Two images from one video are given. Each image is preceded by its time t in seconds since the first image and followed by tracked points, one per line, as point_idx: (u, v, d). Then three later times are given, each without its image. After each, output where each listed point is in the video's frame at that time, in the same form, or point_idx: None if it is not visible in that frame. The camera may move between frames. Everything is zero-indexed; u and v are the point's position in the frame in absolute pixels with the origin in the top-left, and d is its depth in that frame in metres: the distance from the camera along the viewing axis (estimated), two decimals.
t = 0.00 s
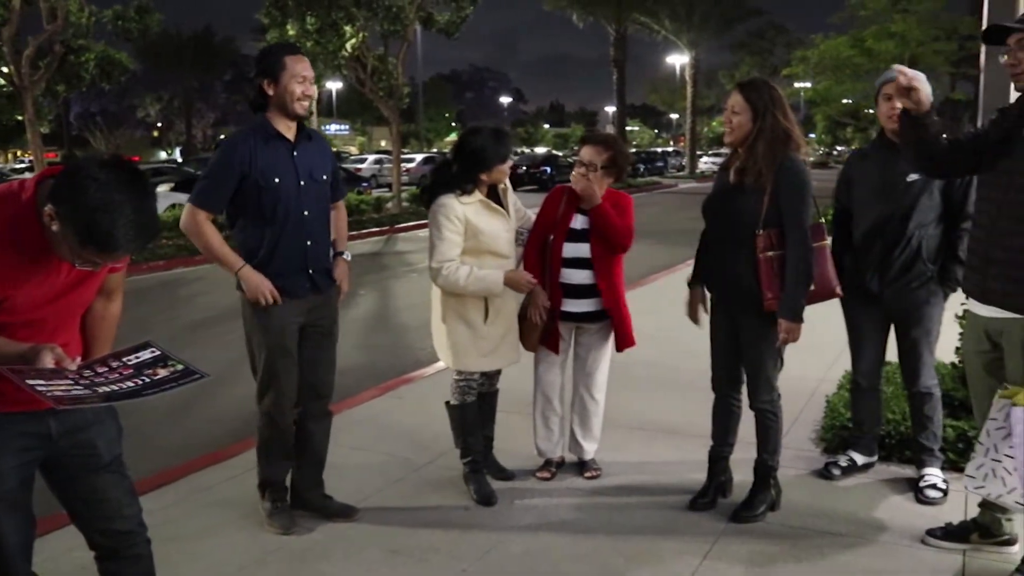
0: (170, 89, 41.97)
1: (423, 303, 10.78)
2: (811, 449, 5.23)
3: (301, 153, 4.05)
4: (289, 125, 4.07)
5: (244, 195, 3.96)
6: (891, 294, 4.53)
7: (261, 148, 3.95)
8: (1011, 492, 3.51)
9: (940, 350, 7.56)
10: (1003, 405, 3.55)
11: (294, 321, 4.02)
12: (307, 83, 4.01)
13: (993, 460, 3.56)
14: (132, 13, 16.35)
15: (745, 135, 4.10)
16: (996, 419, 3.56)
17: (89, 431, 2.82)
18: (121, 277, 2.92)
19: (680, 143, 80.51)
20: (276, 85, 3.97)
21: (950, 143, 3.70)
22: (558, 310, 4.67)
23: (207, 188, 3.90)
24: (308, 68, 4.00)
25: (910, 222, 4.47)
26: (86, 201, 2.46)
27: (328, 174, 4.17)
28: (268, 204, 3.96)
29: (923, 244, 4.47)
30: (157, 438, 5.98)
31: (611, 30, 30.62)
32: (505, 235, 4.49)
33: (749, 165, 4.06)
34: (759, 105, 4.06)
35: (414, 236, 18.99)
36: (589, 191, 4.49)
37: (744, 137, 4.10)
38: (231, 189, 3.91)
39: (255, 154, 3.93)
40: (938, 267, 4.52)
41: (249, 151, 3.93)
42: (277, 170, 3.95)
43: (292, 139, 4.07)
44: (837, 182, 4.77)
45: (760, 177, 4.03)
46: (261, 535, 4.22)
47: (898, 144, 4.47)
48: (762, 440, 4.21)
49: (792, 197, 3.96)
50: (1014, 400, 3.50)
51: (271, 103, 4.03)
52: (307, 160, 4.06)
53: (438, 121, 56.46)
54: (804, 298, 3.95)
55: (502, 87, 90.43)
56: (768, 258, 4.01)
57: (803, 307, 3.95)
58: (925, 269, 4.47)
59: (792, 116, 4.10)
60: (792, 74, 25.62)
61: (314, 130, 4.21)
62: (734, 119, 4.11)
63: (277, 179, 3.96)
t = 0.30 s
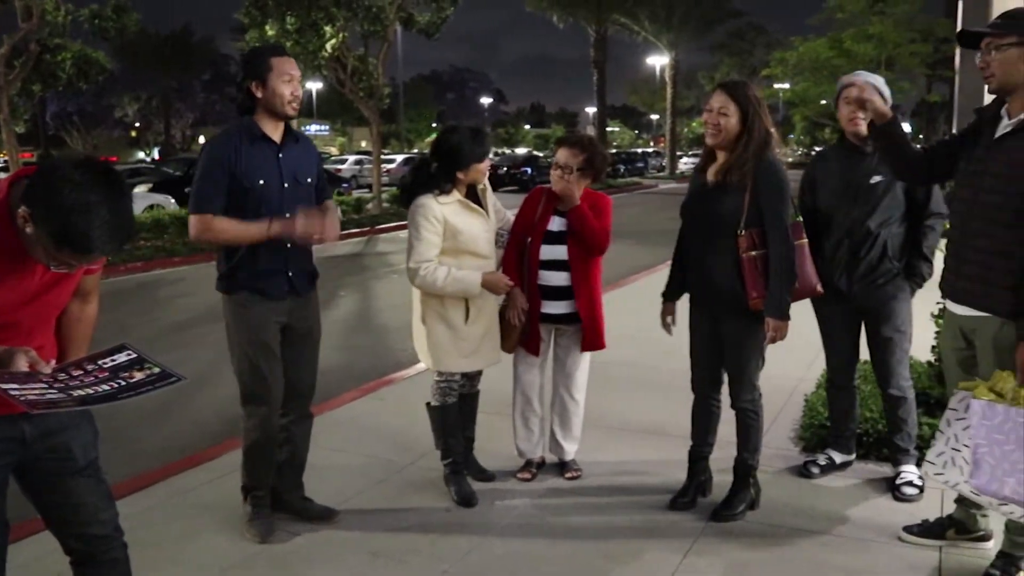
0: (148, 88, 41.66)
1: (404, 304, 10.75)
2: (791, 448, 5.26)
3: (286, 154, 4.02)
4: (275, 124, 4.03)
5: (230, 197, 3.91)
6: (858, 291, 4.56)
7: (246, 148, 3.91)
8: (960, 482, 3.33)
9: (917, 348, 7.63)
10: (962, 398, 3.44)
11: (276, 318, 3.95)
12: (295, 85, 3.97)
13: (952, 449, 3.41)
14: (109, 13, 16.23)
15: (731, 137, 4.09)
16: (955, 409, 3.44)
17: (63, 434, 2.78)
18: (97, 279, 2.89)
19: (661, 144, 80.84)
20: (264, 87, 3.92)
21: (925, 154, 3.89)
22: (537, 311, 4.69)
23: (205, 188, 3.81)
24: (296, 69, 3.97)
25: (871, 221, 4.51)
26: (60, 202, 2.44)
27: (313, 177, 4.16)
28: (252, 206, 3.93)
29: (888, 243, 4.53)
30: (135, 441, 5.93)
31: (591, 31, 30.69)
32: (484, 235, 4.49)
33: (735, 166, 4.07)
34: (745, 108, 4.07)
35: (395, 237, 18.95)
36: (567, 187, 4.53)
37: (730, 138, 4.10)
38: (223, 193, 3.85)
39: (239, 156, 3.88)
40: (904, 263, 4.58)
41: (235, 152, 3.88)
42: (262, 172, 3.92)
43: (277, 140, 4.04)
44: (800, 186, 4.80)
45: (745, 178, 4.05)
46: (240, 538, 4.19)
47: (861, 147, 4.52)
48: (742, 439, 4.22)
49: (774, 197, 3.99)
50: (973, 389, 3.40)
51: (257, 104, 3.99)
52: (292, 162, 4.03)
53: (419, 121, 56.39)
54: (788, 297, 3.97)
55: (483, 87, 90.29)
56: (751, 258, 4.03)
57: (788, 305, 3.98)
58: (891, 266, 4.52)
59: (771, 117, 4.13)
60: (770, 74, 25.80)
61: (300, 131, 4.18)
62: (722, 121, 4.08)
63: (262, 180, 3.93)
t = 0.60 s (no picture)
0: (129, 89, 41.40)
1: (388, 305, 10.73)
2: (773, 446, 5.28)
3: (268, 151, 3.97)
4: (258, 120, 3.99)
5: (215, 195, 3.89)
6: (836, 290, 4.60)
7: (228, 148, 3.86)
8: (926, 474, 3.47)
9: (898, 347, 7.68)
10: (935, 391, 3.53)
11: (260, 321, 3.92)
12: (275, 85, 3.88)
13: (925, 442, 3.51)
14: (89, 12, 16.14)
15: (710, 136, 4.11)
16: (928, 403, 3.50)
17: (43, 437, 2.76)
18: (76, 280, 2.87)
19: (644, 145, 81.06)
20: (244, 88, 3.86)
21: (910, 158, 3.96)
22: (518, 313, 4.71)
23: (213, 179, 3.79)
24: (276, 69, 3.88)
25: (848, 221, 4.54)
26: (37, 204, 2.42)
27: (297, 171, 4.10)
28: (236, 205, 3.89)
29: (865, 242, 4.54)
30: (117, 444, 5.90)
31: (574, 32, 30.73)
32: (468, 233, 4.50)
33: (716, 165, 4.09)
34: (723, 107, 4.09)
35: (378, 238, 18.91)
36: (551, 186, 4.52)
37: (709, 137, 4.12)
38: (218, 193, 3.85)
39: (221, 151, 3.84)
40: (882, 263, 4.60)
41: (217, 148, 3.84)
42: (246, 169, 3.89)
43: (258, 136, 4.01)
44: (782, 188, 4.83)
45: (727, 177, 4.06)
46: (222, 542, 4.17)
47: (838, 146, 4.58)
48: (724, 439, 4.24)
49: (756, 195, 4.01)
50: (946, 384, 3.47)
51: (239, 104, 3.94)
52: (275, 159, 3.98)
53: (403, 122, 56.30)
54: (772, 295, 3.99)
55: (467, 88, 90.25)
56: (736, 257, 4.04)
57: (774, 303, 4.00)
58: (869, 265, 4.54)
59: (750, 116, 4.15)
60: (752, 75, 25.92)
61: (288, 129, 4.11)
62: (698, 121, 4.11)
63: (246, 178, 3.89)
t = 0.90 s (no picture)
0: (113, 90, 41.19)
1: (374, 306, 10.71)
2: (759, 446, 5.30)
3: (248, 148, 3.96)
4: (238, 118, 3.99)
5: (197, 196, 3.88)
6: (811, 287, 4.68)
7: (210, 146, 3.85)
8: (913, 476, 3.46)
9: (882, 347, 7.73)
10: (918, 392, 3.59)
11: (244, 325, 3.90)
12: (254, 80, 3.89)
13: (910, 442, 3.50)
14: (72, 13, 16.09)
15: (692, 137, 4.13)
16: (912, 404, 3.55)
17: (24, 441, 2.74)
18: (58, 282, 2.85)
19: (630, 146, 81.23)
20: (223, 85, 3.87)
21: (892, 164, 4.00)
22: (500, 316, 4.74)
23: (197, 180, 3.76)
24: (254, 65, 3.89)
25: (826, 222, 4.56)
26: (17, 205, 2.41)
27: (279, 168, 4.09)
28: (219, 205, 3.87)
29: (842, 245, 4.55)
30: (101, 447, 5.87)
31: (560, 33, 30.78)
32: (450, 233, 4.51)
33: (698, 166, 4.10)
34: (705, 107, 4.10)
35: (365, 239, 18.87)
36: (528, 184, 4.60)
37: (691, 138, 4.14)
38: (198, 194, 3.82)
39: (204, 151, 3.82)
40: (857, 267, 4.61)
41: (199, 146, 3.82)
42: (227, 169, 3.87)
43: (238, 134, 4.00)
44: (770, 187, 4.88)
45: (709, 178, 4.07)
46: (207, 546, 4.15)
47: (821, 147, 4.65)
48: (711, 438, 4.25)
49: (740, 195, 4.03)
50: (928, 385, 3.53)
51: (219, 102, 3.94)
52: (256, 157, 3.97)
53: (389, 123, 56.22)
54: (755, 295, 4.01)
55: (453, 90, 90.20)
56: (718, 257, 4.06)
57: (756, 304, 4.02)
58: (843, 268, 4.56)
59: (733, 117, 4.17)
60: (737, 76, 26.01)
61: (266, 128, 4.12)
62: (680, 122, 4.14)
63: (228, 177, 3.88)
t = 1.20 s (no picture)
0: (97, 92, 40.96)
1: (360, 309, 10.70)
2: (745, 446, 5.32)
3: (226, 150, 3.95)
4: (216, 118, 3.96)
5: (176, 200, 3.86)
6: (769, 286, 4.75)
7: (186, 148, 3.84)
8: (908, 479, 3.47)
9: (867, 347, 7.77)
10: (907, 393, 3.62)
11: (224, 330, 3.88)
12: (229, 79, 3.86)
13: (902, 447, 3.55)
14: (55, 14, 15.99)
15: (678, 139, 4.15)
16: (902, 407, 3.59)
17: (8, 446, 2.73)
18: (42, 286, 2.84)
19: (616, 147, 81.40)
20: (198, 86, 3.85)
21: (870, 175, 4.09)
22: (483, 317, 4.75)
23: (173, 178, 3.75)
24: (230, 65, 3.87)
25: (785, 223, 4.66)
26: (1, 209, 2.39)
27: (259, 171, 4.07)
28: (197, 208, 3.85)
29: (799, 245, 4.65)
30: (87, 451, 5.84)
31: (546, 34, 30.82)
32: (431, 234, 4.50)
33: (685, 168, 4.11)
34: (690, 110, 4.12)
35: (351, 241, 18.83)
36: (507, 188, 4.62)
37: (677, 140, 4.15)
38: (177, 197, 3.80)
39: (179, 152, 3.81)
40: (815, 266, 4.69)
41: (173, 147, 3.82)
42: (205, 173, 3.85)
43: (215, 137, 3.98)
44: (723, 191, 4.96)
45: (696, 180, 4.09)
46: (193, 551, 4.13)
47: (780, 147, 4.73)
48: (697, 439, 4.27)
49: (726, 197, 4.05)
50: (917, 387, 3.56)
51: (195, 104, 3.92)
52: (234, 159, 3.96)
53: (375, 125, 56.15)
54: (742, 295, 4.03)
55: (439, 91, 90.21)
56: (706, 258, 4.06)
57: (742, 305, 4.04)
58: (800, 268, 4.65)
59: (718, 119, 4.19)
60: (722, 78, 26.10)
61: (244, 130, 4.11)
62: (666, 124, 4.15)
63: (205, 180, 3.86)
